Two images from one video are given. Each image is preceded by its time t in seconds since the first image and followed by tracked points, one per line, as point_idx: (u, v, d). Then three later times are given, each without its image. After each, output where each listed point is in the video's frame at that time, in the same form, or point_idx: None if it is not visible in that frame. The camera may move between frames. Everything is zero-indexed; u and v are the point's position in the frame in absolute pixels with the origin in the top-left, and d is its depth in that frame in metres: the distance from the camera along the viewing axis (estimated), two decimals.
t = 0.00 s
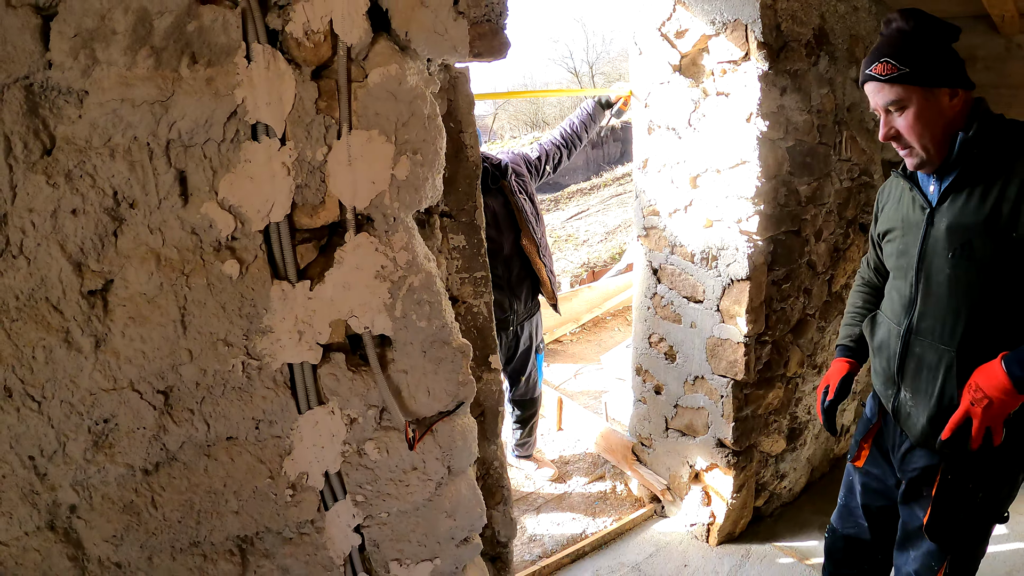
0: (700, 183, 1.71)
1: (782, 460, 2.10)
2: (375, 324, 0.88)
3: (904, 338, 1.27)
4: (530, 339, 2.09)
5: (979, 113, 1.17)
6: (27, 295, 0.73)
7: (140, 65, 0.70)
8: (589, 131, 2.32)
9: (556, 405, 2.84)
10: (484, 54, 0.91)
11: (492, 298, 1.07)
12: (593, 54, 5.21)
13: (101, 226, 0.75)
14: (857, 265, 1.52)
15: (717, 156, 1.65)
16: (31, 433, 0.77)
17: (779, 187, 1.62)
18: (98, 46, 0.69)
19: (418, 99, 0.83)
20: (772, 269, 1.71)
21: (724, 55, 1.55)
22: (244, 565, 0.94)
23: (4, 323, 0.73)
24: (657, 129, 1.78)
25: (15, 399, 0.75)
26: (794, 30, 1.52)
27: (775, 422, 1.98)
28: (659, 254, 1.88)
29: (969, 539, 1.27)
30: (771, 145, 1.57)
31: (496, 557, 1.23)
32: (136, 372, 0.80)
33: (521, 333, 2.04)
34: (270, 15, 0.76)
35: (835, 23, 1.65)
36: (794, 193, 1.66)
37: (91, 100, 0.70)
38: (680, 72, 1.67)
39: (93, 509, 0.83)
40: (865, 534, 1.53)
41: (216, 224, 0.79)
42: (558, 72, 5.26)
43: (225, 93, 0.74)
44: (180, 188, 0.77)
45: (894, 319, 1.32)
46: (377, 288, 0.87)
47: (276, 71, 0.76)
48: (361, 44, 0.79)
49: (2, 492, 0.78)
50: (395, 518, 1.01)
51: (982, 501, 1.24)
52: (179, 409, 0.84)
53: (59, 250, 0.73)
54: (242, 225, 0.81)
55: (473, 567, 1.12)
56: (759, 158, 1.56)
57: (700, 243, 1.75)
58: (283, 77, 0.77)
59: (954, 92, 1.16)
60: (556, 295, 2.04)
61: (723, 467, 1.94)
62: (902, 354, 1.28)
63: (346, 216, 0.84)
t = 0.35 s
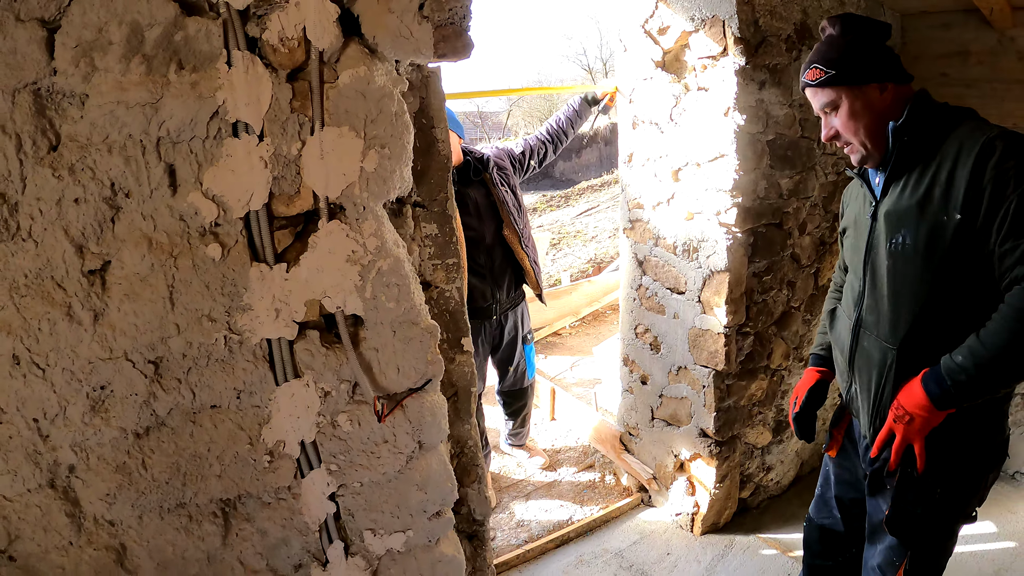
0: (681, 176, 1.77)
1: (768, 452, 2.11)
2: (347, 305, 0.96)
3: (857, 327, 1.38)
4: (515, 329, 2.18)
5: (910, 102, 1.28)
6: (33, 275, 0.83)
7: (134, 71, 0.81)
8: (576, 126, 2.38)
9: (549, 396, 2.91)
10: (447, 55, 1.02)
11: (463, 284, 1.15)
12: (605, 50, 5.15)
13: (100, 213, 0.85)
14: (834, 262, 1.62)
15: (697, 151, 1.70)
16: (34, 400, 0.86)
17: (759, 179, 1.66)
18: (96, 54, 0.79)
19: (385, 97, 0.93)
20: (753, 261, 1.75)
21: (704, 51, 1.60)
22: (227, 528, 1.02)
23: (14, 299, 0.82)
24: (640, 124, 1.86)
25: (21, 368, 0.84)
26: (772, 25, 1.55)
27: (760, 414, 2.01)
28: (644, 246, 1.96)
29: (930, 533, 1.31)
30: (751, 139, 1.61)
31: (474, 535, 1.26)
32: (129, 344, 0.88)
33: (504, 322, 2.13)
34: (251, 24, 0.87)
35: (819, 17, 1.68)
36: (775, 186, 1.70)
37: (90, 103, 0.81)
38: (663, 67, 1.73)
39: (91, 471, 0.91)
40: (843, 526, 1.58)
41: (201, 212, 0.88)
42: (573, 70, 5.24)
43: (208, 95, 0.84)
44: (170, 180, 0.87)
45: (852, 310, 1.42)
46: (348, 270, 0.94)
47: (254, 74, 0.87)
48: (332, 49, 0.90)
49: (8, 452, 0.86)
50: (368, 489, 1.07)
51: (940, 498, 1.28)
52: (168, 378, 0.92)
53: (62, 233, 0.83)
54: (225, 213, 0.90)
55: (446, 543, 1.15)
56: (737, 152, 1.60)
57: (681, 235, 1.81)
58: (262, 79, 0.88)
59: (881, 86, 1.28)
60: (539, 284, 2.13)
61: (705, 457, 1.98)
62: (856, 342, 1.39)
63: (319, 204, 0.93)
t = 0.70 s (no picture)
0: (679, 181, 1.81)
1: (766, 452, 2.14)
2: (351, 304, 1.01)
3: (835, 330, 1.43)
4: (514, 328, 2.22)
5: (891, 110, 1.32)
6: (58, 273, 0.90)
7: (152, 85, 0.87)
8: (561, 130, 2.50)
9: (553, 395, 2.96)
10: (445, 68, 1.03)
11: (463, 285, 1.21)
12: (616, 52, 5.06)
13: (120, 216, 0.91)
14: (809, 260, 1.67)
15: (693, 156, 1.75)
16: (58, 390, 0.94)
17: (753, 185, 1.70)
18: (117, 69, 0.86)
19: (387, 108, 0.98)
20: (748, 264, 1.80)
21: (700, 59, 1.64)
22: (237, 515, 1.07)
23: (40, 296, 0.90)
24: (639, 129, 1.91)
25: (46, 360, 0.92)
26: (767, 33, 1.59)
27: (757, 414, 2.05)
28: (643, 249, 2.00)
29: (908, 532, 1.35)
30: (747, 145, 1.65)
31: (472, 527, 1.30)
32: (146, 339, 0.95)
33: (503, 321, 2.17)
34: (260, 40, 0.93)
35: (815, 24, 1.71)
36: (770, 191, 1.74)
37: (112, 114, 0.88)
38: (661, 74, 1.78)
39: (108, 458, 0.99)
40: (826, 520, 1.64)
41: (215, 216, 0.94)
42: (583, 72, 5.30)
43: (221, 107, 0.91)
44: (186, 185, 0.93)
45: (831, 313, 1.46)
46: (352, 271, 1.00)
47: (265, 88, 0.93)
48: (337, 63, 0.95)
49: (33, 439, 0.95)
50: (371, 479, 1.12)
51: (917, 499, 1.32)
52: (183, 371, 0.98)
53: (86, 235, 0.90)
54: (237, 217, 0.95)
55: (447, 533, 1.20)
56: (731, 157, 1.64)
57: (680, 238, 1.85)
58: (271, 92, 0.93)
59: (864, 93, 1.32)
60: (532, 285, 2.20)
61: (702, 455, 2.02)
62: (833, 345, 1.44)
63: (326, 209, 0.98)
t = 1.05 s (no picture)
0: (682, 187, 1.86)
1: (768, 452, 2.17)
2: (370, 310, 1.04)
3: (836, 329, 1.46)
4: (521, 328, 2.26)
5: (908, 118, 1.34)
6: (80, 281, 0.92)
7: (174, 96, 0.90)
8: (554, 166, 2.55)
9: (557, 398, 2.98)
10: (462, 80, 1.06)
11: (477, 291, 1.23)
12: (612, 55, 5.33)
13: (143, 225, 0.93)
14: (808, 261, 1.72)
15: (696, 163, 1.80)
16: (80, 396, 0.95)
17: (756, 190, 1.74)
18: (139, 80, 0.88)
19: (405, 119, 1.01)
20: (751, 268, 1.84)
21: (703, 67, 1.69)
22: (256, 518, 1.09)
23: (62, 304, 0.92)
24: (643, 136, 1.97)
25: (68, 367, 0.94)
26: (768, 42, 1.63)
27: (759, 415, 2.08)
28: (648, 253, 2.06)
29: (899, 533, 1.39)
30: (749, 152, 1.69)
31: (484, 528, 1.32)
32: (169, 345, 0.97)
33: (512, 319, 2.20)
34: (280, 52, 0.95)
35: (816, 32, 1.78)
36: (772, 197, 1.77)
37: (134, 124, 0.89)
38: (664, 82, 1.83)
39: (129, 463, 1.00)
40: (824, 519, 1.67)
41: (237, 225, 0.96)
42: (580, 75, 5.46)
43: (243, 118, 0.93)
44: (208, 195, 0.95)
45: (834, 310, 1.50)
46: (371, 278, 1.03)
47: (286, 100, 0.95)
48: (356, 74, 0.98)
49: (54, 445, 0.96)
50: (387, 482, 1.14)
51: (905, 500, 1.37)
52: (205, 377, 1.00)
53: (109, 244, 0.92)
54: (258, 225, 0.98)
55: (459, 533, 1.23)
56: (735, 164, 1.68)
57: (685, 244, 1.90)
58: (291, 103, 0.95)
59: (881, 102, 1.35)
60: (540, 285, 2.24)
61: (707, 456, 2.04)
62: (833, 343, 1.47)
63: (345, 218, 1.01)
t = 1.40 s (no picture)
0: (692, 189, 1.93)
1: (775, 452, 2.19)
2: (392, 310, 1.06)
3: (849, 329, 1.50)
4: (523, 332, 2.29)
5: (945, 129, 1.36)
6: (104, 280, 0.93)
7: (200, 96, 0.90)
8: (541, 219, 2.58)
9: (563, 399, 3.00)
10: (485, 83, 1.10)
11: (494, 292, 1.25)
12: (615, 56, 5.37)
13: (168, 225, 0.94)
14: (819, 264, 1.75)
15: (706, 166, 1.87)
16: (102, 395, 0.96)
17: (766, 194, 1.81)
18: (166, 79, 0.89)
19: (428, 122, 1.03)
20: (760, 270, 1.89)
21: (714, 72, 1.77)
22: (275, 517, 1.10)
23: (85, 303, 0.93)
24: (654, 139, 2.03)
25: (90, 366, 0.94)
26: (778, 48, 1.72)
27: (767, 415, 2.10)
28: (657, 255, 2.10)
29: (911, 537, 1.40)
30: (758, 155, 1.77)
31: (498, 527, 1.33)
32: (193, 344, 0.98)
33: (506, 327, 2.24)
34: (306, 54, 0.96)
35: (824, 38, 1.86)
36: (780, 200, 1.84)
37: (160, 125, 0.90)
38: (675, 86, 1.90)
39: (149, 462, 1.01)
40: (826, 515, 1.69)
41: (262, 225, 0.98)
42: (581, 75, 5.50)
43: (270, 119, 0.94)
44: (233, 195, 0.96)
45: (847, 311, 1.54)
46: (394, 278, 1.05)
47: (311, 101, 0.96)
48: (380, 77, 1.00)
49: (74, 444, 0.96)
50: (406, 480, 1.15)
51: (912, 503, 1.39)
52: (228, 376, 1.01)
53: (133, 243, 0.93)
54: (283, 226, 0.99)
55: (475, 532, 1.24)
56: (745, 167, 1.76)
57: (694, 246, 1.95)
58: (317, 105, 0.97)
59: (925, 107, 1.35)
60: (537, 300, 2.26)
61: (715, 455, 2.06)
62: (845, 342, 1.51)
63: (369, 219, 1.03)
